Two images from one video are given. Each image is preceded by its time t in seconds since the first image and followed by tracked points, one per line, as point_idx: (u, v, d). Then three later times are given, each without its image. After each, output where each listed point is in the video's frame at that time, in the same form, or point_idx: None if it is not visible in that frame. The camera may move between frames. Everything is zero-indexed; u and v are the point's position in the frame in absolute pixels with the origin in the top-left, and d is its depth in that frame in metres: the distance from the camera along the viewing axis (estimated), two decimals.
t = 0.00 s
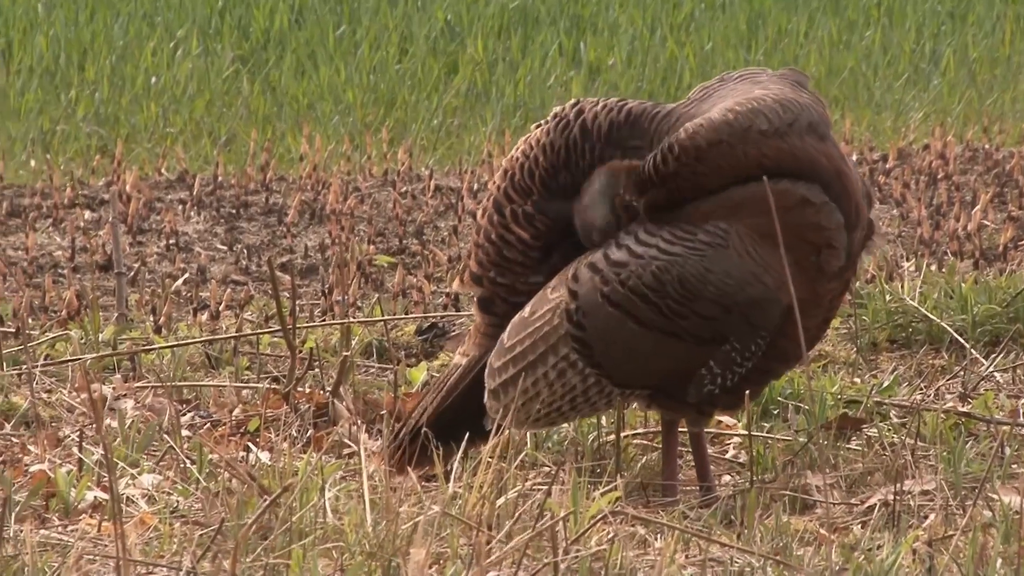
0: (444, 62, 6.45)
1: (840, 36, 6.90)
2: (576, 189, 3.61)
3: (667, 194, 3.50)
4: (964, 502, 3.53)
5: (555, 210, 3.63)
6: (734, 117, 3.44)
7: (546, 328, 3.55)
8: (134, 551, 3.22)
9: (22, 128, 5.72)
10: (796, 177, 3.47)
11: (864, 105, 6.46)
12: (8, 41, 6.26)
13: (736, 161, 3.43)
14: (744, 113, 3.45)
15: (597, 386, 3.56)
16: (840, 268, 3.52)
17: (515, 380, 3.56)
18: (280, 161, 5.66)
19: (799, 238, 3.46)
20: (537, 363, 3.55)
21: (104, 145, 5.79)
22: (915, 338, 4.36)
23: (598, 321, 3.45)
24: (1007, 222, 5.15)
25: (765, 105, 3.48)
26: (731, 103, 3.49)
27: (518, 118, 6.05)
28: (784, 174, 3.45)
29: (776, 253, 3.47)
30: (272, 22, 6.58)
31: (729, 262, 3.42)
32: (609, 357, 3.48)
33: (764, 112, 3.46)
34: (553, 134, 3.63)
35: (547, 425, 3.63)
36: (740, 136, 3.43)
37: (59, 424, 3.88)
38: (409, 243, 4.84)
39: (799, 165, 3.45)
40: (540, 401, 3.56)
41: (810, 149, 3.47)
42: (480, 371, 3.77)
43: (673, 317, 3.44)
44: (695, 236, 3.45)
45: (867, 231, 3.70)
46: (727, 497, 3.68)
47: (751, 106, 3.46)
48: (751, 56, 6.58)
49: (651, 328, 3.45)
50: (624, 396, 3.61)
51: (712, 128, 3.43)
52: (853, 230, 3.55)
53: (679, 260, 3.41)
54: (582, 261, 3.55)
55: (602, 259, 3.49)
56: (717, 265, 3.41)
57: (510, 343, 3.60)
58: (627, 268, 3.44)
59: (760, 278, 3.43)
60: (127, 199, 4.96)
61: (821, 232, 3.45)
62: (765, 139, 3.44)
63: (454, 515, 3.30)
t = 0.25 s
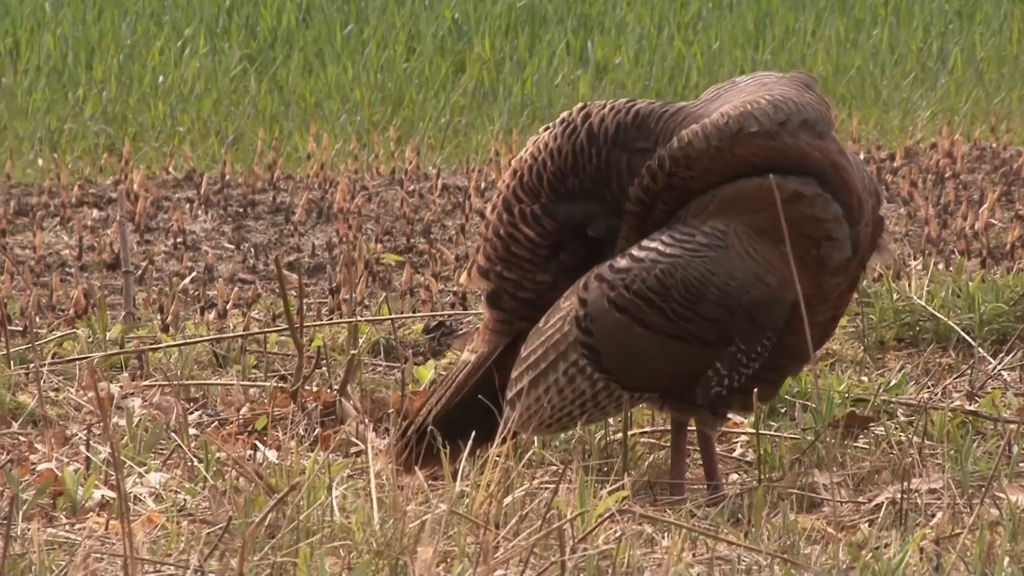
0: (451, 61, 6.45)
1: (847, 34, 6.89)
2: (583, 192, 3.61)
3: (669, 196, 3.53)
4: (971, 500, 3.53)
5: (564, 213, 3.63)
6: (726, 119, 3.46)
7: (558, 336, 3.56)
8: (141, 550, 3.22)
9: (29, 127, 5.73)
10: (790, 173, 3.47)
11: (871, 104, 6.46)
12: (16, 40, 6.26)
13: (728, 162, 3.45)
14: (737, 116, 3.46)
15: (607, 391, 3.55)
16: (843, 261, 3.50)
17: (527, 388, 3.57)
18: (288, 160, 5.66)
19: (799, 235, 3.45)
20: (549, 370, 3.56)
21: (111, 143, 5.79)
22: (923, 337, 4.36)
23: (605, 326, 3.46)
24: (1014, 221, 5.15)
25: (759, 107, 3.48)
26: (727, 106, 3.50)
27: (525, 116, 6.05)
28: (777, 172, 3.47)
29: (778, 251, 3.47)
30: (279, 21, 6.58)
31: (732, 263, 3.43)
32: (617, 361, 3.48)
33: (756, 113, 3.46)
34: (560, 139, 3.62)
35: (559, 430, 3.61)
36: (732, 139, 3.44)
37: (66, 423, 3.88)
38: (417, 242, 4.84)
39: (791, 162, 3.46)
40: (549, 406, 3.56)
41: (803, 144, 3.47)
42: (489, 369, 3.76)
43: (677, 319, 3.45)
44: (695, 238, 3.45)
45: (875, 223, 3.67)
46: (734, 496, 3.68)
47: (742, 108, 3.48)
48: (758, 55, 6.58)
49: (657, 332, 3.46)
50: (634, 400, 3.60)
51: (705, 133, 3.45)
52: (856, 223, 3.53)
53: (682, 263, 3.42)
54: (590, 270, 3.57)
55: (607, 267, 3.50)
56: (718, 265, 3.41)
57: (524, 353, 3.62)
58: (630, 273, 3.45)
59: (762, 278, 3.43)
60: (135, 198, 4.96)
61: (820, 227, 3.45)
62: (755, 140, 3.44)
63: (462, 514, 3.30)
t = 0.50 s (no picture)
0: (457, 60, 6.45)
1: (852, 33, 6.89)
2: (590, 197, 3.62)
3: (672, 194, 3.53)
4: (977, 499, 3.53)
5: (571, 215, 3.64)
6: (733, 118, 3.47)
7: (564, 333, 3.55)
8: (147, 549, 3.21)
9: (34, 126, 5.73)
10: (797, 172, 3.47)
11: (876, 103, 6.46)
12: (21, 39, 6.26)
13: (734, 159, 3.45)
14: (743, 114, 3.46)
15: (612, 387, 3.54)
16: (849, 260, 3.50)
17: (532, 385, 3.57)
18: (293, 158, 5.66)
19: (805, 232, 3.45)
20: (555, 368, 3.55)
21: (117, 142, 5.80)
22: (928, 335, 4.36)
23: (611, 323, 3.46)
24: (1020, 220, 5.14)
25: (766, 104, 3.48)
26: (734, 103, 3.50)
27: (530, 115, 6.05)
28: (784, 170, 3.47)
29: (785, 249, 3.46)
30: (284, 20, 6.58)
31: (739, 260, 3.43)
32: (623, 358, 3.48)
33: (765, 110, 3.47)
34: (567, 142, 3.63)
35: (564, 426, 3.60)
36: (740, 135, 3.44)
37: (72, 422, 3.88)
38: (422, 241, 4.84)
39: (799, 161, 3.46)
40: (556, 402, 3.54)
41: (811, 142, 3.48)
42: (495, 369, 3.76)
43: (684, 316, 3.44)
44: (703, 235, 3.46)
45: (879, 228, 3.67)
46: (739, 495, 3.68)
47: (751, 107, 3.48)
48: (764, 54, 6.58)
49: (664, 329, 3.46)
50: (639, 395, 3.59)
51: (712, 131, 3.46)
52: (862, 224, 3.54)
53: (689, 260, 3.42)
54: (596, 267, 3.57)
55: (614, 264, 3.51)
56: (725, 262, 3.42)
57: (531, 349, 3.61)
58: (637, 270, 3.46)
59: (769, 276, 3.43)
60: (140, 197, 4.96)
61: (826, 224, 3.45)
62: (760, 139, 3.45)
63: (468, 512, 3.30)
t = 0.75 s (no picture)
0: (463, 60, 6.44)
1: (858, 33, 6.88)
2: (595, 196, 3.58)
3: (698, 186, 3.46)
4: (983, 500, 3.53)
5: (576, 217, 3.60)
6: (763, 111, 3.43)
7: (566, 322, 3.52)
8: (153, 549, 3.21)
9: (40, 126, 5.73)
10: (822, 172, 3.44)
11: (882, 103, 6.45)
12: (27, 38, 6.26)
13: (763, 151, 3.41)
14: (772, 107, 3.43)
15: (615, 378, 3.53)
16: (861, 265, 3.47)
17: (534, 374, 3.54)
18: (299, 158, 5.66)
19: (820, 232, 3.42)
20: (557, 357, 3.52)
21: (122, 141, 5.79)
22: (934, 336, 4.36)
23: (617, 314, 3.43)
24: None
25: (791, 99, 3.45)
26: (760, 96, 3.46)
27: (536, 115, 6.04)
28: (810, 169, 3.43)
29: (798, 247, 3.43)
30: (291, 19, 6.57)
31: (751, 253, 3.39)
32: (629, 349, 3.46)
33: (793, 105, 3.44)
34: (570, 145, 3.58)
35: (566, 418, 3.59)
36: (772, 127, 3.41)
37: (78, 421, 3.89)
38: (428, 241, 4.84)
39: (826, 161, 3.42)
40: (558, 393, 3.52)
41: (837, 143, 3.45)
42: (499, 371, 3.76)
43: (693, 309, 3.42)
44: (716, 227, 3.42)
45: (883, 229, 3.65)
46: (745, 495, 3.68)
47: (777, 102, 3.44)
48: (770, 53, 6.57)
49: (671, 320, 3.43)
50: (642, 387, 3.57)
51: (744, 123, 3.42)
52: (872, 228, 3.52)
53: (699, 252, 3.38)
54: (602, 254, 3.52)
55: (622, 251, 3.46)
56: (738, 257, 3.39)
57: (530, 338, 3.58)
58: (647, 259, 3.41)
59: (781, 272, 3.40)
60: (146, 196, 4.96)
61: (843, 227, 3.42)
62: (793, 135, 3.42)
63: (474, 512, 3.30)
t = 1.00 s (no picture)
0: (464, 59, 6.44)
1: (860, 32, 6.88)
2: (596, 195, 3.57)
3: (701, 186, 3.45)
4: (984, 498, 3.53)
5: (577, 215, 3.60)
6: (767, 112, 3.41)
7: (569, 321, 3.51)
8: (154, 548, 3.21)
9: (42, 125, 5.73)
10: (826, 171, 3.43)
11: (884, 102, 6.45)
12: (29, 37, 6.25)
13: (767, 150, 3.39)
14: (775, 107, 3.41)
15: (620, 378, 3.51)
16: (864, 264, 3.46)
17: (538, 374, 3.53)
18: (300, 157, 5.66)
19: (823, 231, 3.40)
20: (562, 357, 3.52)
21: (124, 141, 5.79)
22: (935, 334, 4.36)
23: (621, 315, 3.41)
24: None
25: (794, 98, 3.43)
26: (763, 95, 3.44)
27: (538, 114, 6.05)
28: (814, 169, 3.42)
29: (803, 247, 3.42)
30: (293, 18, 6.57)
31: (756, 253, 3.37)
32: (633, 349, 3.44)
33: (797, 105, 3.43)
34: (570, 143, 3.57)
35: (569, 418, 3.58)
36: (776, 127, 3.39)
37: (79, 420, 3.88)
38: (430, 239, 4.85)
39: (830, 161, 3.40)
40: (561, 393, 3.52)
41: (840, 143, 3.43)
42: (499, 372, 3.75)
43: (699, 309, 3.39)
44: (721, 227, 3.40)
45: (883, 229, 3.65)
46: (746, 494, 3.68)
47: (780, 102, 3.42)
48: (772, 52, 6.57)
49: (676, 320, 3.41)
50: (645, 387, 3.56)
51: (748, 123, 3.40)
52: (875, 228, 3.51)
53: (704, 252, 3.36)
54: (605, 252, 3.51)
55: (626, 250, 3.44)
56: (744, 257, 3.36)
57: (533, 337, 3.57)
58: (652, 259, 3.39)
59: (787, 271, 3.38)
60: (147, 195, 4.97)
61: (847, 227, 3.40)
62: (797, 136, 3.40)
63: (475, 511, 3.30)
